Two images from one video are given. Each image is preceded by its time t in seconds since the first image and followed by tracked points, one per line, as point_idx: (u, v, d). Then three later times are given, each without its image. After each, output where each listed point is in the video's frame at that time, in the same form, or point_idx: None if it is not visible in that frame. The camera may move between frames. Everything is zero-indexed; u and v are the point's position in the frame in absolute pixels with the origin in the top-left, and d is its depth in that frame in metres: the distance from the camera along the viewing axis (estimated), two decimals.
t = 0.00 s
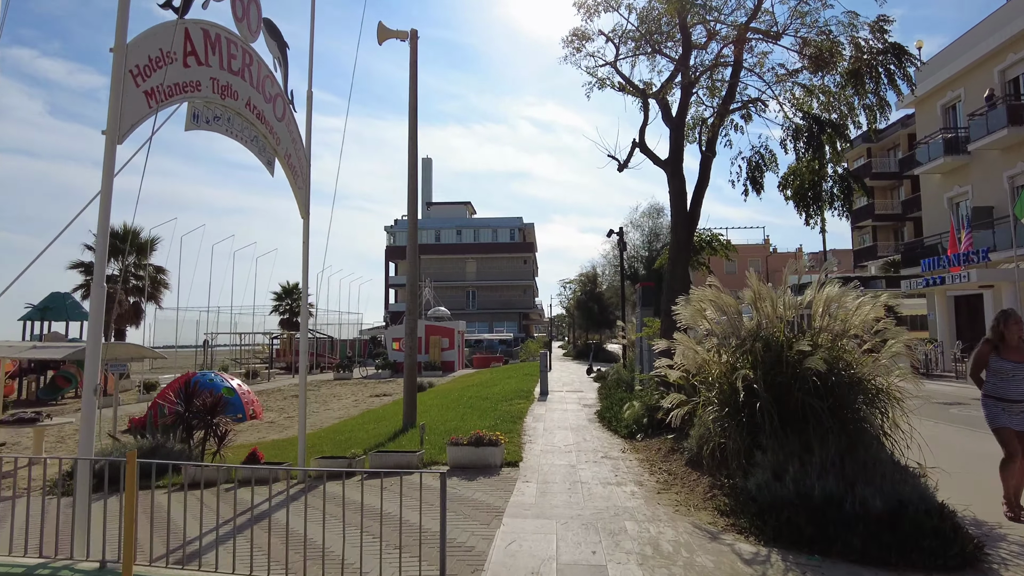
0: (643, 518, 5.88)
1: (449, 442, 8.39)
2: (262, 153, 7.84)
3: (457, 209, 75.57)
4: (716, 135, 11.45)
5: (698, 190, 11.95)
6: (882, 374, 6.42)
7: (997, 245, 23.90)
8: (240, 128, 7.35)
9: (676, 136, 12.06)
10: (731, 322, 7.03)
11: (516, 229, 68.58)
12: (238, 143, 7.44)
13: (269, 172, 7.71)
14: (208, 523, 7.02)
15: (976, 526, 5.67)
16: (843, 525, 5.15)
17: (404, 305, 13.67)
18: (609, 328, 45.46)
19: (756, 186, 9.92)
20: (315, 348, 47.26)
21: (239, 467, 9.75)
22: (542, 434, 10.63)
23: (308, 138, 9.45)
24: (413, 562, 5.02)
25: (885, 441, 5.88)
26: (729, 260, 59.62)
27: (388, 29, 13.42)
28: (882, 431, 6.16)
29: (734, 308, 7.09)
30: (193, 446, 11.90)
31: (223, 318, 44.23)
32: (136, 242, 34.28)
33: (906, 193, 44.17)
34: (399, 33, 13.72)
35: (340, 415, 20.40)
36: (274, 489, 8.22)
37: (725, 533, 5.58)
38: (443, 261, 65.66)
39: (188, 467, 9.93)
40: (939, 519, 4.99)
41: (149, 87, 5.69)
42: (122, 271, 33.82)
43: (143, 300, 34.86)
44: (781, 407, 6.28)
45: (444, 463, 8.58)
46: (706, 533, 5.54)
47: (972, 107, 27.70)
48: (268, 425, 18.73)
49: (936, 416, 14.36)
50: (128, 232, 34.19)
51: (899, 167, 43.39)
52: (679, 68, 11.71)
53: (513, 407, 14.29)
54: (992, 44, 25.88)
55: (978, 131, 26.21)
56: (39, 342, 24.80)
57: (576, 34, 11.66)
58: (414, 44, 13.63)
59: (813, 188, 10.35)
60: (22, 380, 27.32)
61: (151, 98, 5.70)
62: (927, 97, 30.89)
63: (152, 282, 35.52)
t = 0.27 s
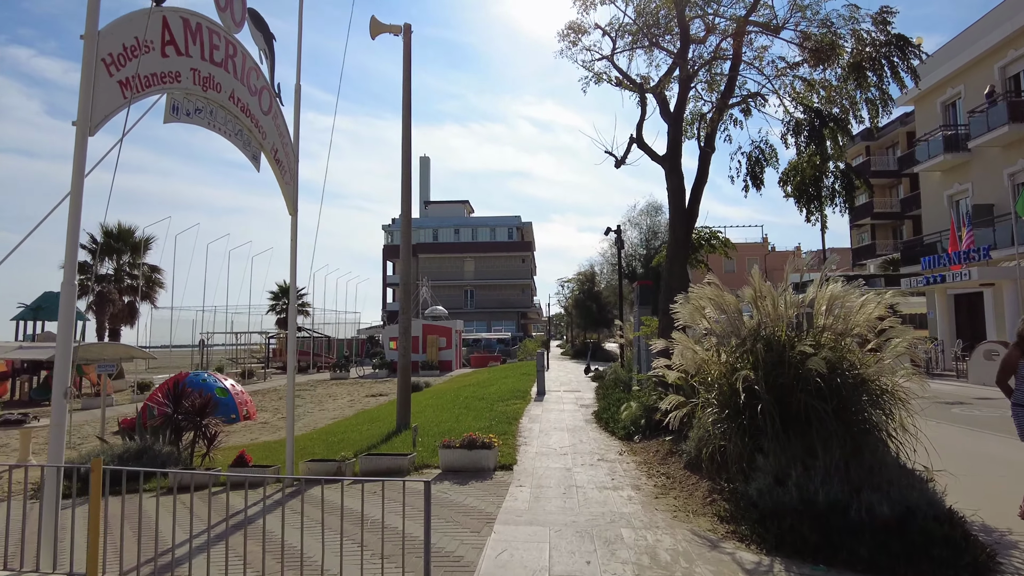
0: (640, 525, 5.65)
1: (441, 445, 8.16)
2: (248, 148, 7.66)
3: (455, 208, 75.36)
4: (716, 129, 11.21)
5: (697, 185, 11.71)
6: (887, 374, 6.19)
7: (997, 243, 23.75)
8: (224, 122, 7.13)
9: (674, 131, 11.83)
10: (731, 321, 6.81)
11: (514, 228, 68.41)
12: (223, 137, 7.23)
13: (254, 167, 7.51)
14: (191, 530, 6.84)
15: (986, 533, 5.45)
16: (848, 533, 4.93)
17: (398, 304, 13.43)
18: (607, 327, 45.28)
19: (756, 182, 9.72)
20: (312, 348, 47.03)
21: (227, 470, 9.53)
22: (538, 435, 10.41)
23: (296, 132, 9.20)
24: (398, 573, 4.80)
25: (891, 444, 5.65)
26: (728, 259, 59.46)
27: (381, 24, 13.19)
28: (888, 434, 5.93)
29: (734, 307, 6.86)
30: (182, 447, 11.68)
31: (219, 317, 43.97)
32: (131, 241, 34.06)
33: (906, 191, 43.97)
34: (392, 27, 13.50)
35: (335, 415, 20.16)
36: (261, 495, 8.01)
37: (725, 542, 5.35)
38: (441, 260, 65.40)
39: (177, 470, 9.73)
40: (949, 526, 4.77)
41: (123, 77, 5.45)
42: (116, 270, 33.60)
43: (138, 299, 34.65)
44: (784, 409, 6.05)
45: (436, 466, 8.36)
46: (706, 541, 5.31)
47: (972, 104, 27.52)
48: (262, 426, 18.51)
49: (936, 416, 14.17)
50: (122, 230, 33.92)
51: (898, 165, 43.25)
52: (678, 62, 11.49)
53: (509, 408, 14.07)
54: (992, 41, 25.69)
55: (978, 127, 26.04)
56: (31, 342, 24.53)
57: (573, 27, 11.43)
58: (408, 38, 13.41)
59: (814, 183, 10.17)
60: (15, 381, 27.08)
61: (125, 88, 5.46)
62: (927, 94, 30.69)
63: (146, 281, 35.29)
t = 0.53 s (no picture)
0: (642, 527, 5.43)
1: (437, 443, 7.92)
2: (237, 136, 7.43)
3: (454, 205, 75.08)
4: (718, 120, 10.98)
5: (699, 178, 11.48)
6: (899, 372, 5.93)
7: (1000, 240, 23.75)
8: (212, 108, 6.89)
9: (676, 123, 11.60)
10: (736, 316, 6.57)
11: (513, 225, 68.15)
12: (210, 124, 6.99)
13: (244, 156, 7.30)
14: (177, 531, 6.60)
15: (1002, 536, 5.23)
16: (861, 535, 4.71)
17: (395, 299, 13.18)
18: (606, 324, 45.10)
19: (761, 174, 9.50)
20: (310, 345, 46.81)
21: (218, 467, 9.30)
22: (536, 433, 10.19)
23: (288, 122, 8.95)
24: None
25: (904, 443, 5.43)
26: (728, 256, 59.23)
27: (377, 14, 12.94)
28: (899, 433, 5.71)
29: (739, 301, 6.62)
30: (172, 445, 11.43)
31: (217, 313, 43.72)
32: (127, 237, 33.82)
33: (907, 189, 43.72)
34: (389, 17, 13.25)
35: (332, 412, 19.94)
36: (252, 494, 7.80)
37: (730, 545, 5.13)
38: (441, 257, 65.14)
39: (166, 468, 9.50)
40: (966, 529, 4.56)
41: (102, 57, 5.17)
42: (112, 266, 33.37)
43: (135, 295, 34.45)
44: (792, 407, 5.84)
45: (432, 465, 8.13)
46: (711, 544, 5.09)
47: (975, 100, 27.27)
48: (258, 423, 18.30)
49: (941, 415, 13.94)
50: (118, 226, 33.60)
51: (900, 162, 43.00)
52: (680, 52, 11.26)
53: (508, 405, 13.85)
54: (996, 36, 25.42)
55: (981, 123, 25.78)
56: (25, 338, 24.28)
57: (573, 16, 11.19)
58: (405, 29, 13.16)
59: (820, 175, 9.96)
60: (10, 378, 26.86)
61: (104, 69, 5.19)
62: (929, 90, 30.42)
63: (143, 277, 34.93)
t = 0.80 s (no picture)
0: (645, 536, 5.18)
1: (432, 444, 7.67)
2: (225, 126, 7.17)
3: (454, 201, 74.75)
4: (723, 113, 10.70)
5: (704, 171, 11.21)
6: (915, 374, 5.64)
7: (1005, 236, 23.82)
8: (197, 96, 6.62)
9: (680, 115, 11.33)
10: (744, 313, 6.30)
11: (513, 220, 67.85)
12: (196, 112, 6.71)
13: (232, 147, 7.04)
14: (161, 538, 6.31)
15: None
16: (877, 546, 4.45)
17: (390, 295, 12.90)
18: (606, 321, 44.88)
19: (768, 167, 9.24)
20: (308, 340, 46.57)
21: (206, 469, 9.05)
22: (534, 433, 9.93)
23: (278, 112, 8.65)
24: None
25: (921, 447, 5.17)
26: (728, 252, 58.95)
27: (374, 3, 12.65)
28: (916, 437, 5.44)
29: (747, 298, 6.35)
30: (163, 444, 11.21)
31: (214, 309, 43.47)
32: (123, 231, 33.55)
33: (908, 185, 43.41)
34: (386, 7, 12.95)
35: (329, 409, 19.69)
36: (242, 497, 7.56)
37: (739, 556, 4.88)
38: (440, 252, 64.84)
39: (156, 468, 9.26)
40: (990, 541, 4.30)
41: (74, 39, 4.84)
42: (109, 261, 33.13)
43: (131, 290, 34.22)
44: (803, 409, 5.57)
45: (427, 467, 7.87)
46: (718, 555, 4.83)
47: (980, 95, 26.96)
48: (253, 420, 18.05)
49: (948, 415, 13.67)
50: (114, 221, 33.32)
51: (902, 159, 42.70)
52: (684, 43, 10.99)
53: (506, 403, 13.60)
54: (1001, 30, 25.10)
55: (986, 119, 25.48)
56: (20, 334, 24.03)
57: (574, 5, 10.91)
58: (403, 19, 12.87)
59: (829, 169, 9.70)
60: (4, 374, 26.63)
61: (76, 52, 4.85)
62: (933, 85, 30.10)
63: (139, 272, 34.66)
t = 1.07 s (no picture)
0: (646, 545, 4.93)
1: (425, 447, 7.42)
2: (210, 117, 6.93)
3: (452, 199, 74.47)
4: (725, 107, 10.47)
5: (705, 167, 10.97)
6: (927, 375, 5.40)
7: (1008, 234, 23.63)
8: (180, 86, 6.36)
9: (681, 109, 11.09)
10: (748, 312, 6.07)
11: (512, 219, 67.56)
12: (179, 103, 6.46)
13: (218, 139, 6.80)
14: (141, 546, 6.05)
15: None
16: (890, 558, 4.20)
17: (385, 294, 12.65)
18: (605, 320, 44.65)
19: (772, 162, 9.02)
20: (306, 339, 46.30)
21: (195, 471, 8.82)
22: (531, 435, 9.70)
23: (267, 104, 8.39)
24: None
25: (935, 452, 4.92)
26: (728, 251, 58.71)
27: None
28: (929, 442, 5.19)
29: (752, 296, 6.11)
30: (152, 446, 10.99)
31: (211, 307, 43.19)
32: (118, 229, 33.26)
33: (908, 184, 43.20)
34: None
35: (324, 409, 19.44)
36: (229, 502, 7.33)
37: (744, 567, 4.63)
38: (438, 251, 64.55)
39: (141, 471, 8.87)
40: (1010, 553, 4.05)
41: (43, 22, 4.52)
42: (104, 259, 32.83)
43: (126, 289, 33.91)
44: (810, 412, 5.32)
45: (420, 470, 7.63)
46: (722, 566, 4.59)
47: (982, 92, 26.73)
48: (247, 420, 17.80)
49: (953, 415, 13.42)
50: (109, 218, 33.04)
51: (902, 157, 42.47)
52: (685, 35, 10.75)
53: (503, 403, 13.37)
54: (1004, 27, 24.85)
55: (989, 116, 25.25)
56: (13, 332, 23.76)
57: None
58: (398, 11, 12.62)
59: (834, 164, 9.46)
60: None
61: (46, 36, 4.53)
62: (935, 82, 29.85)
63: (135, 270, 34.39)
